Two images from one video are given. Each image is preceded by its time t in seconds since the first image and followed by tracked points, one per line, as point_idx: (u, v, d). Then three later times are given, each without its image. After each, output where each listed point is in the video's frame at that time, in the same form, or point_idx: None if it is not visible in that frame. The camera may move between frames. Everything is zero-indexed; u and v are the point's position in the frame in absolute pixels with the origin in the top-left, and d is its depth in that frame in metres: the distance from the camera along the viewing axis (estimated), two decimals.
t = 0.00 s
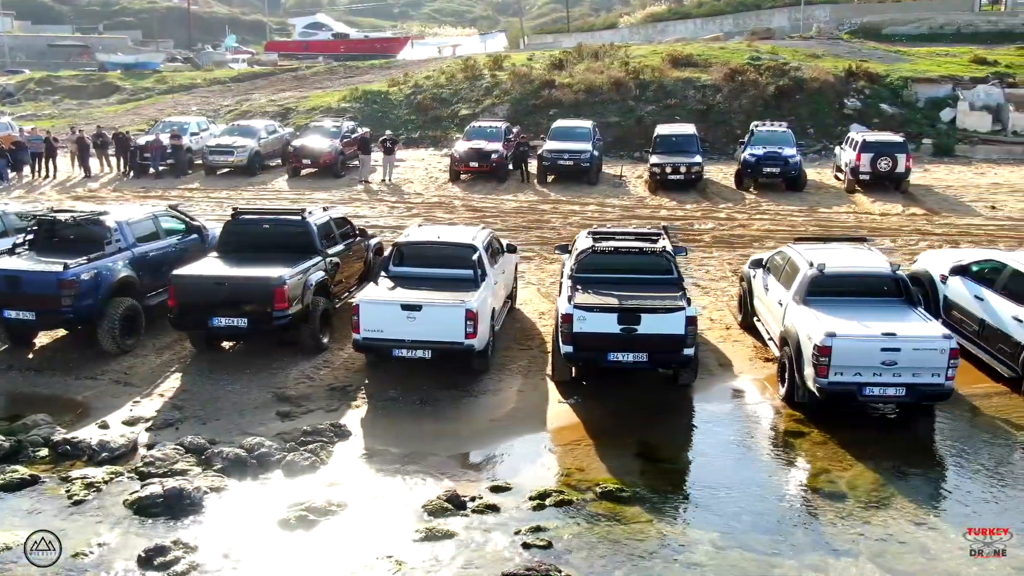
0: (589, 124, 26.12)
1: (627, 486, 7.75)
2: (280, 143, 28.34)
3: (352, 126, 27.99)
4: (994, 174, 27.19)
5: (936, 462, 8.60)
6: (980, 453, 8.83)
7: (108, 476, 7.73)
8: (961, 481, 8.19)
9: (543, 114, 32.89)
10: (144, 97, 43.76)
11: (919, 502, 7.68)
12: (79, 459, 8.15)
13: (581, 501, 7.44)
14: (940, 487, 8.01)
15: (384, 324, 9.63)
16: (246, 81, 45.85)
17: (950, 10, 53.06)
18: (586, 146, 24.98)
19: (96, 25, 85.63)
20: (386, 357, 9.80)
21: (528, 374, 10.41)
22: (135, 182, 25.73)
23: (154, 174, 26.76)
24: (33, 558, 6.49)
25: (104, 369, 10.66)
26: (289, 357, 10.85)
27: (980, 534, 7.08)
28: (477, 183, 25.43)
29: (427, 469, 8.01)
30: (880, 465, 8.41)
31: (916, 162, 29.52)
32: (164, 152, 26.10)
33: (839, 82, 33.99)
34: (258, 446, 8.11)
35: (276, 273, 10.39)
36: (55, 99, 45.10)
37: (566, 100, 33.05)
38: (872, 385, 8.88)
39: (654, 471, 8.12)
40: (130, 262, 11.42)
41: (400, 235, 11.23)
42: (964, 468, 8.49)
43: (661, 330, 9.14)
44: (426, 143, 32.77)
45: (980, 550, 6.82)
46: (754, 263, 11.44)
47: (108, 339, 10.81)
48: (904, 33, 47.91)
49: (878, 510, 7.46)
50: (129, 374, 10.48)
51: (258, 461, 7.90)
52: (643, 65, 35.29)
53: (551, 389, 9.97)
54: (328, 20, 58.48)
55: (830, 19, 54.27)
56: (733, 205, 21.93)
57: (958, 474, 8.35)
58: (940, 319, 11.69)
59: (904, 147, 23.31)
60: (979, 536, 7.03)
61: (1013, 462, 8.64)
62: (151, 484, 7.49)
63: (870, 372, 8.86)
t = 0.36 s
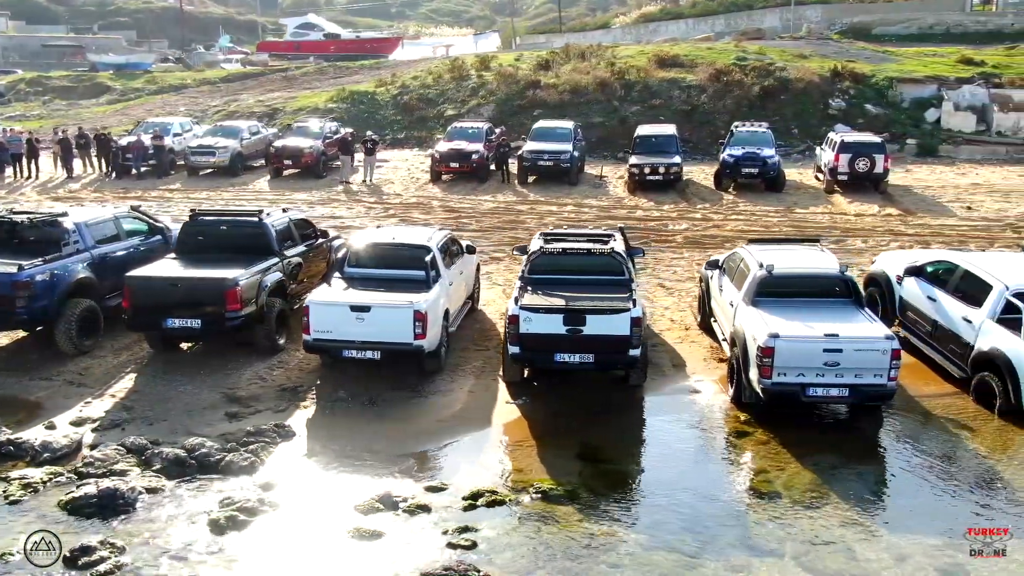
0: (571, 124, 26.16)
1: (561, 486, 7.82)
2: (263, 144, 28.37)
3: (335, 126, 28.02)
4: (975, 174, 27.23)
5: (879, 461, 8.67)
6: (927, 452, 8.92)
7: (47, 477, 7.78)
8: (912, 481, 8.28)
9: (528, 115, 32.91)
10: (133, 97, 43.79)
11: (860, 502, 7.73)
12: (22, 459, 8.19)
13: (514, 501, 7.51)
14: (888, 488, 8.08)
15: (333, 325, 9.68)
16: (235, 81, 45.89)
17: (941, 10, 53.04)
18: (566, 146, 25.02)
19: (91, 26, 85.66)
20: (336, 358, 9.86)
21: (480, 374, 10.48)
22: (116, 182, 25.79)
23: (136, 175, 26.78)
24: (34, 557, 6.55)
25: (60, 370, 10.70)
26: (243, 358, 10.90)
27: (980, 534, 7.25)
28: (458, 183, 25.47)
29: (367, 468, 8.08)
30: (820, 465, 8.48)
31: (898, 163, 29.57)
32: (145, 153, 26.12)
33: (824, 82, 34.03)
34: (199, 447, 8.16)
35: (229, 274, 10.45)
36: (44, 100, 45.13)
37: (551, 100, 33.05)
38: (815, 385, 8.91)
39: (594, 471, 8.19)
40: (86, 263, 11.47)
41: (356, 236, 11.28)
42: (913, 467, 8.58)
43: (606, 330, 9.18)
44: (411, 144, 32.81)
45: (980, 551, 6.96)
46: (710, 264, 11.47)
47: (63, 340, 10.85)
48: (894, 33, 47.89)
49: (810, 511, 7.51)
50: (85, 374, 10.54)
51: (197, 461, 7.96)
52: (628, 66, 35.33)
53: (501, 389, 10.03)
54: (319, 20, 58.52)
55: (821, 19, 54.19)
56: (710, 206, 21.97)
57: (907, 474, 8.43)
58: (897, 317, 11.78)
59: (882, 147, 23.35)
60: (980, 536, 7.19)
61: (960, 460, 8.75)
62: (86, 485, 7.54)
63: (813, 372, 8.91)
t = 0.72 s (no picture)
0: (552, 125, 26.23)
1: (496, 487, 7.89)
2: (246, 144, 28.42)
3: (317, 127, 28.08)
4: (956, 174, 27.27)
5: (819, 462, 8.73)
6: (871, 454, 8.97)
7: None
8: (853, 482, 8.33)
9: (513, 115, 32.95)
10: (123, 97, 43.89)
11: (798, 505, 7.77)
12: None
13: (445, 501, 7.57)
14: (828, 491, 8.12)
15: (282, 327, 9.75)
16: (225, 82, 45.99)
17: (932, 11, 53.02)
18: (546, 147, 25.09)
19: (86, 26, 85.81)
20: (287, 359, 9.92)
21: (433, 374, 10.54)
22: (98, 183, 25.88)
23: (119, 176, 26.84)
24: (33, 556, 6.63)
25: (16, 371, 10.77)
26: (197, 359, 10.98)
27: (981, 534, 7.35)
28: (439, 184, 25.53)
29: (305, 469, 8.14)
30: (758, 466, 8.54)
31: (881, 163, 29.62)
32: (127, 154, 26.18)
33: (809, 83, 34.08)
34: (140, 448, 8.23)
35: (183, 276, 10.53)
36: (34, 101, 45.23)
37: (536, 101, 33.09)
38: (757, 386, 8.96)
39: (530, 471, 8.27)
40: (45, 265, 11.52)
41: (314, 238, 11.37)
42: (855, 468, 8.64)
43: (550, 332, 9.23)
44: (396, 145, 32.88)
45: (980, 551, 7.08)
46: (666, 265, 11.52)
47: (20, 341, 10.92)
48: (884, 33, 47.91)
49: (740, 511, 7.58)
50: (39, 375, 10.62)
51: (137, 462, 8.01)
52: (614, 66, 35.39)
53: (451, 391, 10.11)
54: (311, 21, 58.60)
55: (813, 19, 54.15)
56: (686, 206, 22.02)
57: (848, 475, 8.49)
58: (851, 318, 11.86)
59: (859, 148, 23.39)
60: (980, 536, 7.29)
61: (905, 462, 8.81)
62: (23, 485, 7.60)
63: (755, 373, 8.96)
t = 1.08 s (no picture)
0: (532, 127, 26.32)
1: (432, 488, 7.99)
2: (229, 146, 28.51)
3: (299, 129, 28.16)
4: (936, 175, 27.34)
5: (758, 463, 8.83)
6: (810, 456, 9.07)
7: None
8: (791, 484, 8.42)
9: (497, 117, 33.05)
10: (112, 98, 43.99)
11: (732, 506, 7.85)
12: None
13: (378, 502, 7.68)
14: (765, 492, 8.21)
15: (232, 328, 9.85)
16: (215, 83, 46.06)
17: (922, 12, 53.05)
18: (525, 149, 25.18)
19: (79, 27, 85.88)
20: (237, 360, 10.02)
21: (385, 375, 10.66)
22: (80, 184, 25.98)
23: (101, 177, 26.92)
24: (33, 559, 6.70)
25: None
26: (152, 360, 11.10)
27: (980, 534, 7.47)
28: (419, 185, 25.62)
29: (245, 471, 8.24)
30: (694, 466, 8.65)
31: (862, 164, 29.70)
32: (109, 156, 26.26)
33: (793, 84, 34.17)
34: (82, 448, 8.32)
35: (137, 277, 10.60)
36: (24, 103, 45.30)
37: (520, 102, 33.18)
38: (697, 387, 9.05)
39: (467, 472, 8.38)
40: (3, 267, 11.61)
41: (271, 240, 11.48)
42: (792, 469, 8.75)
43: (493, 334, 9.34)
44: (380, 146, 32.97)
45: (980, 551, 7.21)
46: (619, 266, 11.62)
47: None
48: (872, 34, 47.98)
49: (668, 510, 7.70)
50: None
51: (77, 463, 8.11)
52: (599, 68, 35.48)
53: (400, 392, 10.22)
54: (302, 22, 58.71)
55: (803, 20, 54.11)
56: (662, 207, 22.11)
57: (784, 476, 8.60)
58: (804, 319, 11.98)
59: (836, 149, 23.47)
60: (979, 536, 7.42)
61: (842, 463, 8.92)
62: None
63: (694, 374, 9.05)
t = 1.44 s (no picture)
0: (512, 128, 26.42)
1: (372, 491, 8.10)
2: (212, 148, 28.61)
3: (282, 131, 28.27)
4: (915, 177, 27.46)
5: (694, 463, 8.97)
6: (751, 457, 9.18)
7: None
8: (723, 485, 8.55)
9: (481, 119, 33.16)
10: (101, 100, 44.09)
11: (661, 507, 7.97)
12: None
13: (299, 501, 7.86)
14: (697, 492, 8.34)
15: (181, 331, 9.96)
16: (204, 84, 46.14)
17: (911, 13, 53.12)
18: (503, 150, 25.27)
19: (74, 28, 85.97)
20: (187, 363, 10.13)
21: (336, 377, 10.77)
22: (62, 186, 26.08)
23: (83, 179, 27.00)
24: (35, 557, 6.82)
25: None
26: (107, 362, 11.22)
27: (981, 534, 7.71)
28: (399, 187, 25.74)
29: (187, 474, 8.35)
30: (629, 467, 8.78)
31: (843, 165, 29.80)
32: (91, 157, 26.35)
33: (777, 85, 34.28)
34: (26, 450, 8.45)
35: (92, 280, 10.73)
36: (14, 104, 45.39)
37: (503, 104, 33.30)
38: (638, 389, 9.16)
39: (401, 474, 8.49)
40: None
41: (229, 243, 11.57)
42: (731, 470, 8.87)
43: (436, 336, 9.45)
44: (365, 147, 33.09)
45: (981, 550, 7.43)
46: (573, 269, 11.71)
47: None
48: (860, 36, 48.08)
49: (592, 510, 7.88)
50: None
51: (20, 464, 8.23)
52: (584, 69, 35.59)
53: (349, 393, 10.34)
54: (293, 24, 58.83)
55: (793, 21, 54.14)
56: (638, 209, 22.21)
57: (723, 478, 8.71)
58: (756, 321, 12.08)
59: (812, 151, 23.58)
60: (979, 536, 7.66)
61: (781, 464, 9.04)
62: None
63: (634, 376, 9.17)
